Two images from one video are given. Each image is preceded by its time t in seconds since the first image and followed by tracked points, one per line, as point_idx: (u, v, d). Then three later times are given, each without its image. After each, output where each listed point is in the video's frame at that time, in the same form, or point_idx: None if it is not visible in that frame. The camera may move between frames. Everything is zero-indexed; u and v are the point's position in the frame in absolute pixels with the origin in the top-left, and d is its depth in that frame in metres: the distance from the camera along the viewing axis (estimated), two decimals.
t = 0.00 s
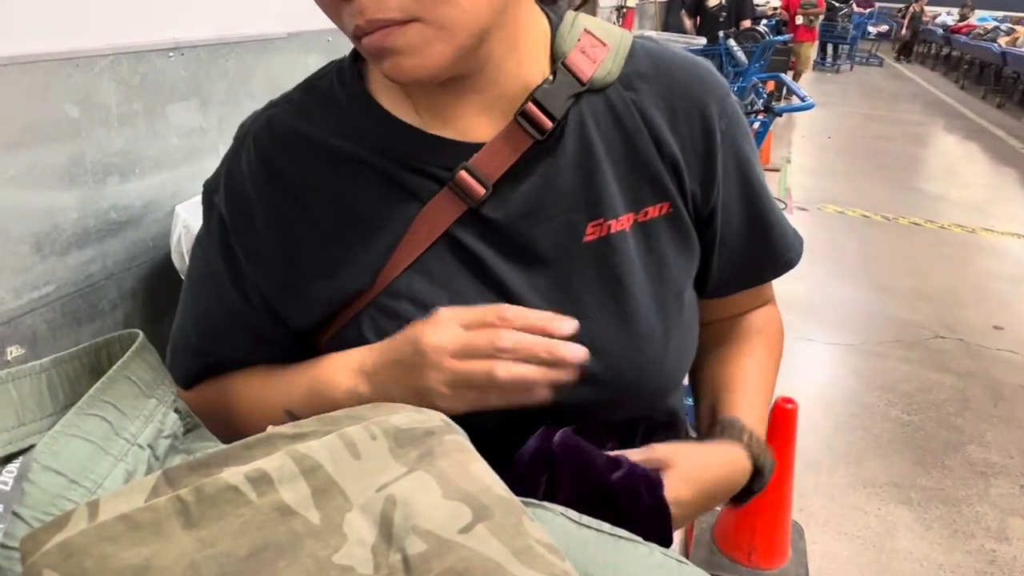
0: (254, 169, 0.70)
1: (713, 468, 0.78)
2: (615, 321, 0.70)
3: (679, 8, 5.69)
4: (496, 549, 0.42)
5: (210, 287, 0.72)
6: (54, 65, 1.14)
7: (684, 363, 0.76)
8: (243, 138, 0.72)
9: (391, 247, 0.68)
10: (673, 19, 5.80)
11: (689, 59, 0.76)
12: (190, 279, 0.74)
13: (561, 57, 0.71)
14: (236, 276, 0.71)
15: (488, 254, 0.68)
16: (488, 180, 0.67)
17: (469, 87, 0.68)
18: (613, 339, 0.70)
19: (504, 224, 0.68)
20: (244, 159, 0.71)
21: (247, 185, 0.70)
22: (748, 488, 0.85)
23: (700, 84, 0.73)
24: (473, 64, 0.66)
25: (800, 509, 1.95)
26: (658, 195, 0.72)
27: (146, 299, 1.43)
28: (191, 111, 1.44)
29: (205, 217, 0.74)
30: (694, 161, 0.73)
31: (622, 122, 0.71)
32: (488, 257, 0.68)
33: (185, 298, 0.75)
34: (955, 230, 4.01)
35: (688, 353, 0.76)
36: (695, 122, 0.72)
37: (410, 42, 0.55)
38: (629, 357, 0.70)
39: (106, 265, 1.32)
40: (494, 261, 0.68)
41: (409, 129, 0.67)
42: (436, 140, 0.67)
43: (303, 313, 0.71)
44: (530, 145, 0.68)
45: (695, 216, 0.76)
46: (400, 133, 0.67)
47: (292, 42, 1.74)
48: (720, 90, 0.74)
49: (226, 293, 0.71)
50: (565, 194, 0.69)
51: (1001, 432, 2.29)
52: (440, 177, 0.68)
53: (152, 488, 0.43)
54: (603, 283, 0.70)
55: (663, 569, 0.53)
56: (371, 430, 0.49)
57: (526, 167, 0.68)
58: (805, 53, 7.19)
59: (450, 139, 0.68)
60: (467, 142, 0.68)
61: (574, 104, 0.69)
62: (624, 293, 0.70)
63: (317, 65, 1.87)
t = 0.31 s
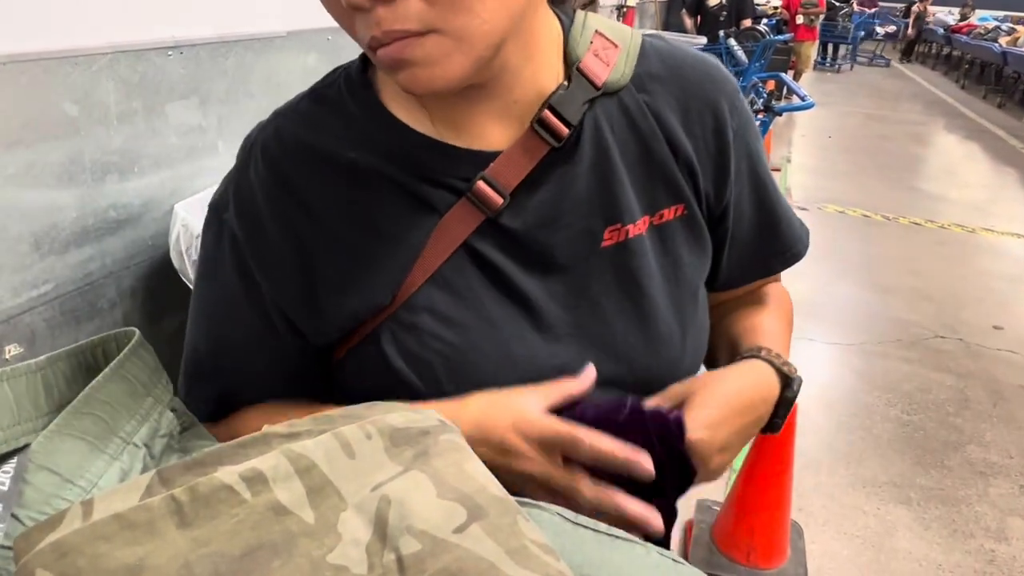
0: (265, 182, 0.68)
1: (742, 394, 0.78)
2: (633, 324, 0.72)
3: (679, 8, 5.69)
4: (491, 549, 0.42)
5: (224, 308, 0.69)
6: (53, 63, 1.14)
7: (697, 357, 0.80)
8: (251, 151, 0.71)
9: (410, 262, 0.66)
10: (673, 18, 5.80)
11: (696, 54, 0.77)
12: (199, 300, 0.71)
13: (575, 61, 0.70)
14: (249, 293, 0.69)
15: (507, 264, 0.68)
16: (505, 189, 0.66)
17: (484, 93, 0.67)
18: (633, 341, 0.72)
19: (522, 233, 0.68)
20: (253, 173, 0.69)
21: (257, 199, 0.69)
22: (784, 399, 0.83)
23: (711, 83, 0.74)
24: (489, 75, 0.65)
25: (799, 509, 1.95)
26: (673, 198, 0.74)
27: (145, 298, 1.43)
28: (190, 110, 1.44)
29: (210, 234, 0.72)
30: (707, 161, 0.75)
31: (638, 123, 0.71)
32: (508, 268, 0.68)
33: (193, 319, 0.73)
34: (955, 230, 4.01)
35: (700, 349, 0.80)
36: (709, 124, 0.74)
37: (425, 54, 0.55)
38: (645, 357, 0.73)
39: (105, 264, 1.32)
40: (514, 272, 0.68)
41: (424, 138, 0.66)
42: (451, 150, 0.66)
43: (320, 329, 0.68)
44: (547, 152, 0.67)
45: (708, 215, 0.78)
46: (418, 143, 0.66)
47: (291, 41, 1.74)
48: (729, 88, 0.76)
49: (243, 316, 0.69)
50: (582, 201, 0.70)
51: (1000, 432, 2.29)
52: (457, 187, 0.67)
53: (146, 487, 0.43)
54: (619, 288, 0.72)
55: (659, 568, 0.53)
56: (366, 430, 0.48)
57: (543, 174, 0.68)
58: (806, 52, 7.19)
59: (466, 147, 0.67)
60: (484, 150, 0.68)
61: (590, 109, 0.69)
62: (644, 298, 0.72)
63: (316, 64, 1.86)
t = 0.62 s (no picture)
0: (263, 212, 0.69)
1: (744, 411, 0.77)
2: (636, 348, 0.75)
3: (680, 8, 5.70)
4: (489, 550, 0.42)
5: (225, 337, 0.71)
6: (52, 63, 1.14)
7: (705, 372, 0.83)
8: (245, 175, 0.71)
9: (416, 292, 0.68)
10: (673, 17, 5.82)
11: (712, 66, 0.77)
12: (197, 325, 0.73)
13: (582, 83, 0.70)
14: (250, 323, 0.71)
15: (511, 294, 0.70)
16: (509, 219, 0.68)
17: (485, 124, 0.67)
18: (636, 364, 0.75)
19: (526, 262, 0.69)
20: (249, 201, 0.70)
21: (254, 231, 0.69)
22: (783, 422, 0.84)
23: (722, 100, 0.75)
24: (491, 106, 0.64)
25: (798, 509, 1.95)
26: (684, 219, 0.75)
27: (144, 297, 1.43)
28: (189, 109, 1.44)
29: (204, 257, 0.73)
30: (719, 179, 0.76)
31: (647, 142, 0.73)
32: (513, 298, 0.70)
33: (192, 319, 0.74)
34: (954, 230, 4.01)
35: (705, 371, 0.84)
36: (720, 142, 0.75)
37: (418, 104, 0.54)
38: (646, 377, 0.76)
39: (104, 263, 1.32)
40: (519, 302, 0.70)
41: (427, 169, 0.66)
42: (452, 179, 0.66)
43: (324, 359, 0.71)
44: (552, 177, 0.68)
45: (721, 233, 0.79)
46: (423, 175, 0.66)
47: (291, 40, 1.74)
48: (744, 102, 0.77)
49: (243, 347, 0.71)
50: (588, 228, 0.71)
51: (998, 432, 2.30)
52: (461, 217, 0.68)
53: (144, 487, 0.43)
54: (625, 309, 0.74)
55: (656, 569, 0.53)
56: (365, 431, 0.48)
57: (546, 202, 0.69)
58: (806, 52, 7.20)
59: (465, 175, 0.67)
60: (487, 177, 0.68)
61: (596, 130, 0.70)
62: (651, 324, 0.74)
63: (317, 64, 1.87)
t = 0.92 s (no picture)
0: (246, 242, 0.72)
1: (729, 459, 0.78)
2: (616, 374, 0.78)
3: (677, 8, 5.71)
4: (487, 549, 0.42)
5: (218, 356, 0.77)
6: (51, 63, 1.14)
7: (699, 398, 0.86)
8: (230, 202, 0.74)
9: (400, 319, 0.72)
10: (671, 17, 5.84)
11: (725, 86, 0.75)
12: (193, 341, 0.78)
13: (576, 110, 0.69)
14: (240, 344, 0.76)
15: (496, 328, 0.73)
16: (494, 252, 0.69)
17: (470, 160, 0.67)
18: (618, 390, 0.78)
19: (513, 298, 0.72)
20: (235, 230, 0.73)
21: (240, 258, 0.73)
22: (777, 473, 0.83)
23: (732, 128, 0.73)
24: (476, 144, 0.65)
25: (796, 508, 1.95)
26: (681, 257, 0.76)
27: (142, 298, 1.43)
28: (187, 109, 1.44)
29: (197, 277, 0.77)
30: (722, 217, 0.76)
31: (645, 176, 0.72)
32: (498, 333, 0.73)
33: (186, 318, 0.78)
34: (951, 229, 4.02)
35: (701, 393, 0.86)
36: (725, 174, 0.74)
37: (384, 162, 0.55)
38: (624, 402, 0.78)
39: (102, 264, 1.31)
40: (503, 337, 0.74)
41: (413, 205, 0.69)
42: (437, 216, 0.69)
43: (313, 376, 0.76)
44: (541, 211, 0.69)
45: (724, 268, 0.80)
46: (405, 214, 0.69)
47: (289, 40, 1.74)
48: (755, 134, 0.74)
49: (237, 363, 0.77)
50: (578, 267, 0.73)
51: (995, 431, 2.30)
52: (443, 250, 0.70)
53: (145, 488, 0.43)
54: (608, 336, 0.76)
55: (654, 567, 0.53)
56: (364, 430, 0.48)
57: (535, 237, 0.70)
58: (803, 52, 7.21)
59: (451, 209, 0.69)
60: (469, 212, 0.69)
61: (590, 160, 0.69)
62: (637, 353, 0.76)
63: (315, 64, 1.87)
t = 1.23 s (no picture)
0: (252, 228, 0.73)
1: (741, 455, 0.76)
2: (615, 366, 0.77)
3: (676, 7, 5.72)
4: (484, 550, 0.43)
5: (218, 345, 0.76)
6: (49, 63, 1.14)
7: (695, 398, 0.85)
8: (236, 190, 0.75)
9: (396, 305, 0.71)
10: (669, 17, 5.84)
11: (721, 87, 0.76)
12: (196, 331, 0.78)
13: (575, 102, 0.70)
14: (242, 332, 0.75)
15: (493, 316, 0.72)
16: (492, 239, 0.68)
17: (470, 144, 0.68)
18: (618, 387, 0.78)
19: (509, 287, 0.71)
20: (240, 216, 0.74)
21: (246, 243, 0.73)
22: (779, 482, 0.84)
23: (726, 126, 0.73)
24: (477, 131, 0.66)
25: (795, 507, 1.96)
26: (673, 250, 0.76)
27: (139, 298, 1.42)
28: (185, 109, 1.44)
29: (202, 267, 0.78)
30: (715, 215, 0.76)
31: (640, 170, 0.72)
32: (494, 321, 0.72)
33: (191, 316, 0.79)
34: (949, 229, 4.02)
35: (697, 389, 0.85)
36: (719, 170, 0.74)
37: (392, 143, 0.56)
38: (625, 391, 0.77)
39: (100, 264, 1.31)
40: (498, 324, 0.73)
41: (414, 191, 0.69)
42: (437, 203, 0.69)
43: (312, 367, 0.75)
44: (540, 200, 0.69)
45: (717, 265, 0.79)
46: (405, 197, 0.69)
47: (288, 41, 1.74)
48: (748, 135, 0.74)
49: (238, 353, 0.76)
50: (572, 257, 0.73)
51: (993, 430, 2.30)
52: (441, 238, 0.70)
53: (142, 489, 0.43)
54: (604, 327, 0.76)
55: (651, 567, 0.53)
56: (362, 431, 0.49)
57: (534, 225, 0.70)
58: (801, 51, 7.22)
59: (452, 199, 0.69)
60: (468, 201, 0.69)
61: (587, 152, 0.69)
62: (632, 345, 0.75)
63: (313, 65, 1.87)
